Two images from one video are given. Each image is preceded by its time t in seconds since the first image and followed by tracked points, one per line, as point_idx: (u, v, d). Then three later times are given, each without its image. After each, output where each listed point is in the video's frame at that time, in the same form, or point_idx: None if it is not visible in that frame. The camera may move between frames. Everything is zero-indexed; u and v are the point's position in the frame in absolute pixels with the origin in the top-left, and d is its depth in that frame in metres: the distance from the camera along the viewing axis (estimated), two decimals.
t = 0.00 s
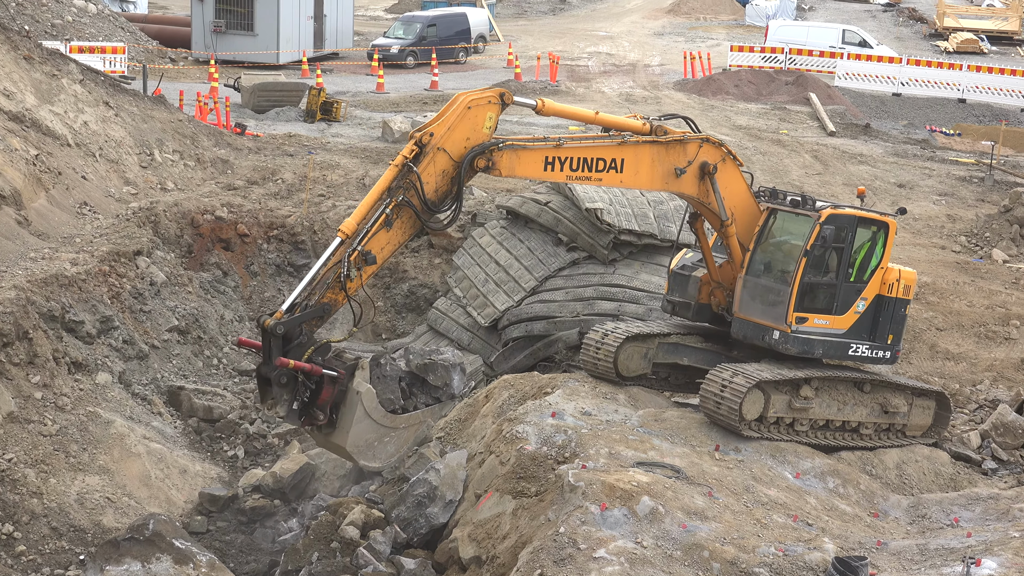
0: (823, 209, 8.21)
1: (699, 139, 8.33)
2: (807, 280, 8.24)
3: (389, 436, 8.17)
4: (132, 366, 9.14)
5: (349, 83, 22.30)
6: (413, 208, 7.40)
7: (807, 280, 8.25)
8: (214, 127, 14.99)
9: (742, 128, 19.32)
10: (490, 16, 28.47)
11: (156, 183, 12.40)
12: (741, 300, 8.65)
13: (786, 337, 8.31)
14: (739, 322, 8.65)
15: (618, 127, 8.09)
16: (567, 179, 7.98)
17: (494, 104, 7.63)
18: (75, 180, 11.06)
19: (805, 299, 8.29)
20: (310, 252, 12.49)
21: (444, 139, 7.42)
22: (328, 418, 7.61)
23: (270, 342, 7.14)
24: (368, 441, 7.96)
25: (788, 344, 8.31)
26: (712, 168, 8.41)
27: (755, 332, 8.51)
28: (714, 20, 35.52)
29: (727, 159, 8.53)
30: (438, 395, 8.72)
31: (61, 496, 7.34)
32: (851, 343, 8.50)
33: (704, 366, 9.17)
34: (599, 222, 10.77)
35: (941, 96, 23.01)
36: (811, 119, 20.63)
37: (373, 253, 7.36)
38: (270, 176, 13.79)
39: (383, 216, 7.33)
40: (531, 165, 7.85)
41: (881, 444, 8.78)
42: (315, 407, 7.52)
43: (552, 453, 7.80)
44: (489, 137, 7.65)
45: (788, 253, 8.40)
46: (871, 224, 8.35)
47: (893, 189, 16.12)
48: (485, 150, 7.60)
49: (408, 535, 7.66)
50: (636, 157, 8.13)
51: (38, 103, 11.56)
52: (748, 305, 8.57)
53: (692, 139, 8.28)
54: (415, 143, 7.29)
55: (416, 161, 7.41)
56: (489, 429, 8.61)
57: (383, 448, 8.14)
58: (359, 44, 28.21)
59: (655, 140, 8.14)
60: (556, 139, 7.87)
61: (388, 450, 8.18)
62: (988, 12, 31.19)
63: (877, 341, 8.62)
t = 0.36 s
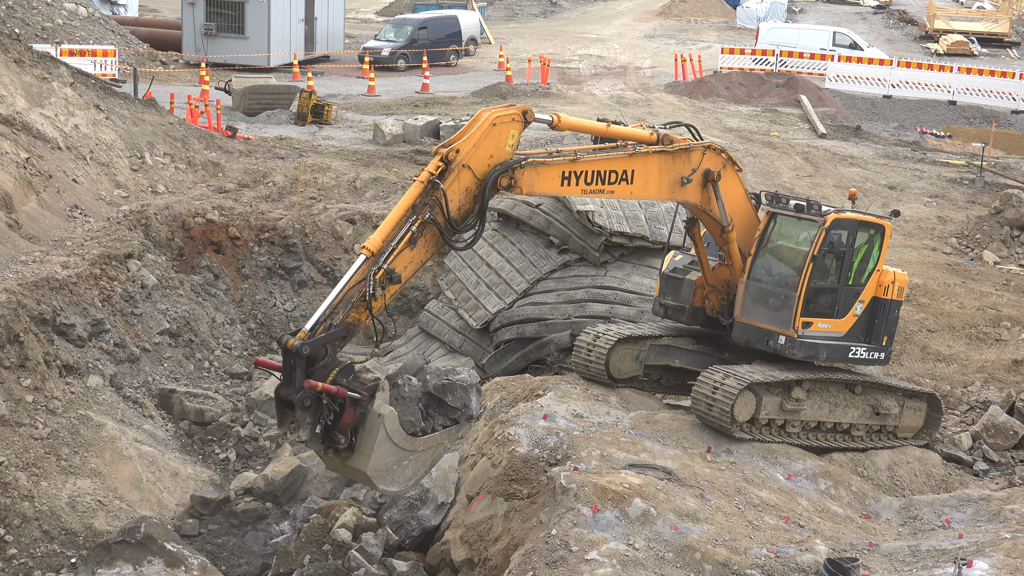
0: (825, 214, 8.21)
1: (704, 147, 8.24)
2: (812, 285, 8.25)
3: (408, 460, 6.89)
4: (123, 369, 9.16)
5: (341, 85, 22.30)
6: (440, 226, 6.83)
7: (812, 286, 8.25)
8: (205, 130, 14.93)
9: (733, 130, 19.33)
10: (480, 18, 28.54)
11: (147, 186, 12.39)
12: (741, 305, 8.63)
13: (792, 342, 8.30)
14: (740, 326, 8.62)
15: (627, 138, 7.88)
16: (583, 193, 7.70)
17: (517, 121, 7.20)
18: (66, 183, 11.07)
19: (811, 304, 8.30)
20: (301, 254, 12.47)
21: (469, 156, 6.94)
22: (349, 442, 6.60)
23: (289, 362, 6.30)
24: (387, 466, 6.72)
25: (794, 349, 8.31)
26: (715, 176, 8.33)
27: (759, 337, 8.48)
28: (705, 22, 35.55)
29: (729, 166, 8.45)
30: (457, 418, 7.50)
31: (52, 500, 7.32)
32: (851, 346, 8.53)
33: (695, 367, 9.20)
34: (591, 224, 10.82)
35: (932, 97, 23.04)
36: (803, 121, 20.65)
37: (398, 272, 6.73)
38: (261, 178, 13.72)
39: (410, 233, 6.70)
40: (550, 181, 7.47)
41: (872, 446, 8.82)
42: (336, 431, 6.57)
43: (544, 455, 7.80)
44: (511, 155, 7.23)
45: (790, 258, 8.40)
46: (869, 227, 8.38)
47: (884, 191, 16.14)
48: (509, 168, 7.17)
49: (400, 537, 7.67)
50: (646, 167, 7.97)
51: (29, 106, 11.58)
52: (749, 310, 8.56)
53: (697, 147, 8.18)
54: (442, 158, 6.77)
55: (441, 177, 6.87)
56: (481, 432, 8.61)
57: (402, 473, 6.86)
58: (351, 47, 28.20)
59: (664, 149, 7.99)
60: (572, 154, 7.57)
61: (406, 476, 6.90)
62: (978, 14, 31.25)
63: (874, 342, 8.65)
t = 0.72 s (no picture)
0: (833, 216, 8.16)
1: (713, 152, 8.20)
2: (821, 287, 8.23)
3: (434, 479, 6.61)
4: (117, 368, 9.17)
5: (335, 85, 22.27)
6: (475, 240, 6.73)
7: (821, 288, 8.23)
8: (198, 129, 14.88)
9: (728, 129, 19.34)
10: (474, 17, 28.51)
11: (141, 185, 12.38)
12: (747, 306, 8.57)
13: (801, 344, 8.29)
14: (745, 327, 8.58)
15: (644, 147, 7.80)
16: (604, 206, 7.62)
17: (549, 137, 7.15)
18: (59, 182, 11.07)
19: (818, 306, 8.29)
20: (295, 254, 12.44)
21: (505, 170, 6.85)
22: (379, 460, 6.37)
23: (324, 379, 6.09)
24: (414, 484, 6.45)
25: (803, 351, 8.30)
26: (723, 180, 8.31)
27: (766, 339, 8.44)
28: (699, 21, 35.54)
29: (733, 171, 8.46)
30: (480, 437, 7.04)
31: (46, 499, 7.32)
32: (852, 345, 8.56)
33: (689, 367, 9.23)
34: (585, 223, 10.85)
35: (926, 97, 23.04)
36: (796, 120, 20.67)
37: (433, 285, 6.59)
38: (254, 177, 13.63)
39: (446, 245, 6.59)
40: (575, 194, 7.38)
41: (866, 444, 8.83)
42: (365, 448, 6.32)
43: (537, 455, 7.82)
44: (542, 171, 7.17)
45: (793, 259, 8.36)
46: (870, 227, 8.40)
47: (877, 190, 16.15)
48: (542, 184, 7.11)
49: (394, 536, 7.69)
50: (660, 176, 7.92)
51: (22, 105, 11.58)
52: (754, 310, 8.53)
53: (707, 152, 8.14)
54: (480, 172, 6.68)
55: (477, 191, 6.77)
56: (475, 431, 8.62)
57: (426, 493, 6.56)
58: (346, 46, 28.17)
59: (677, 156, 7.94)
60: (594, 166, 7.49)
61: (430, 496, 6.60)
62: (971, 13, 31.23)
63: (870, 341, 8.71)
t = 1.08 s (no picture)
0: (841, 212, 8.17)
1: (721, 151, 8.22)
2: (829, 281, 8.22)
3: (449, 495, 6.38)
4: (116, 362, 9.17)
5: (333, 79, 22.25)
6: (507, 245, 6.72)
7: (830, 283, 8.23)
8: (197, 123, 14.86)
9: (726, 123, 19.33)
10: (472, 10, 28.46)
11: (139, 179, 12.37)
12: (754, 301, 8.53)
13: (810, 340, 8.28)
14: (752, 323, 8.54)
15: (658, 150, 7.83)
16: (624, 211, 7.61)
17: (577, 150, 7.24)
18: (57, 177, 11.06)
19: (827, 301, 8.29)
20: (294, 248, 12.43)
21: (538, 178, 6.90)
22: (401, 466, 6.17)
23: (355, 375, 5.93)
24: (432, 496, 6.21)
25: (812, 346, 8.29)
26: (732, 180, 8.31)
27: (775, 335, 8.43)
28: (697, 15, 35.49)
29: (740, 171, 8.48)
30: (496, 455, 6.83)
31: (45, 494, 7.32)
32: (856, 339, 8.57)
33: (689, 360, 9.17)
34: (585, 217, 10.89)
35: (924, 90, 23.03)
36: (795, 114, 20.65)
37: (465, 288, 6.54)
38: (253, 172, 13.62)
39: (480, 248, 6.57)
40: (598, 200, 7.37)
41: (865, 437, 8.85)
42: (388, 454, 6.12)
43: (537, 448, 7.81)
44: (570, 182, 7.22)
45: (800, 253, 8.36)
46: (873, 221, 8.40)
47: (876, 183, 16.15)
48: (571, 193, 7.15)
49: (393, 530, 7.68)
50: (675, 178, 7.92)
51: (20, 100, 11.58)
52: (762, 306, 8.49)
53: (716, 152, 8.16)
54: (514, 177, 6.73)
55: (511, 196, 6.80)
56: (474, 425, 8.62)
57: (439, 509, 6.30)
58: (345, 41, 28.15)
59: (689, 158, 7.96)
60: (615, 172, 7.50)
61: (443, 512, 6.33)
62: (970, 6, 31.18)
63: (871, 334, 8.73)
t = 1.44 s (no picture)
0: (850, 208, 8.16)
1: (731, 152, 8.22)
2: (839, 278, 8.21)
3: (449, 527, 5.91)
4: (118, 357, 9.18)
5: (335, 74, 22.23)
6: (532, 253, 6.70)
7: (839, 279, 8.22)
8: (199, 118, 14.86)
9: (728, 118, 19.32)
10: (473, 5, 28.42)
11: (141, 174, 12.37)
12: (762, 298, 8.52)
13: (819, 336, 8.29)
14: (760, 319, 8.54)
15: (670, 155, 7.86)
16: (641, 219, 7.63)
17: (600, 161, 7.25)
18: (60, 171, 11.07)
19: (836, 298, 8.28)
20: (296, 242, 12.42)
21: (565, 188, 6.90)
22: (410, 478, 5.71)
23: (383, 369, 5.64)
24: (434, 520, 5.75)
25: (820, 343, 8.30)
26: (742, 180, 8.30)
27: (784, 331, 8.42)
28: (700, 10, 35.45)
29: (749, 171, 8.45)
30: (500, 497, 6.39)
31: (48, 488, 7.33)
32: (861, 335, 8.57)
33: (690, 355, 9.24)
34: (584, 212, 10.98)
35: (926, 85, 23.00)
36: (797, 109, 20.63)
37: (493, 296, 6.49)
38: (255, 166, 13.55)
39: (509, 255, 6.54)
40: (617, 208, 7.37)
41: (867, 433, 8.86)
42: (402, 462, 5.67)
43: (539, 443, 7.80)
44: (593, 193, 7.21)
45: (806, 249, 8.36)
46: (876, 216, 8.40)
47: (878, 178, 16.13)
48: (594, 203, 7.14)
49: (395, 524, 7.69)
50: (688, 181, 7.91)
51: (22, 94, 11.58)
52: (771, 302, 8.48)
53: (726, 153, 8.15)
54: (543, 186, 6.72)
55: (538, 205, 6.78)
56: (476, 419, 8.62)
57: (438, 539, 5.83)
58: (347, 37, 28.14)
59: (701, 160, 7.95)
60: (633, 180, 7.48)
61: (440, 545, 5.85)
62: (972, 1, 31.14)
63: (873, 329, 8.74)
